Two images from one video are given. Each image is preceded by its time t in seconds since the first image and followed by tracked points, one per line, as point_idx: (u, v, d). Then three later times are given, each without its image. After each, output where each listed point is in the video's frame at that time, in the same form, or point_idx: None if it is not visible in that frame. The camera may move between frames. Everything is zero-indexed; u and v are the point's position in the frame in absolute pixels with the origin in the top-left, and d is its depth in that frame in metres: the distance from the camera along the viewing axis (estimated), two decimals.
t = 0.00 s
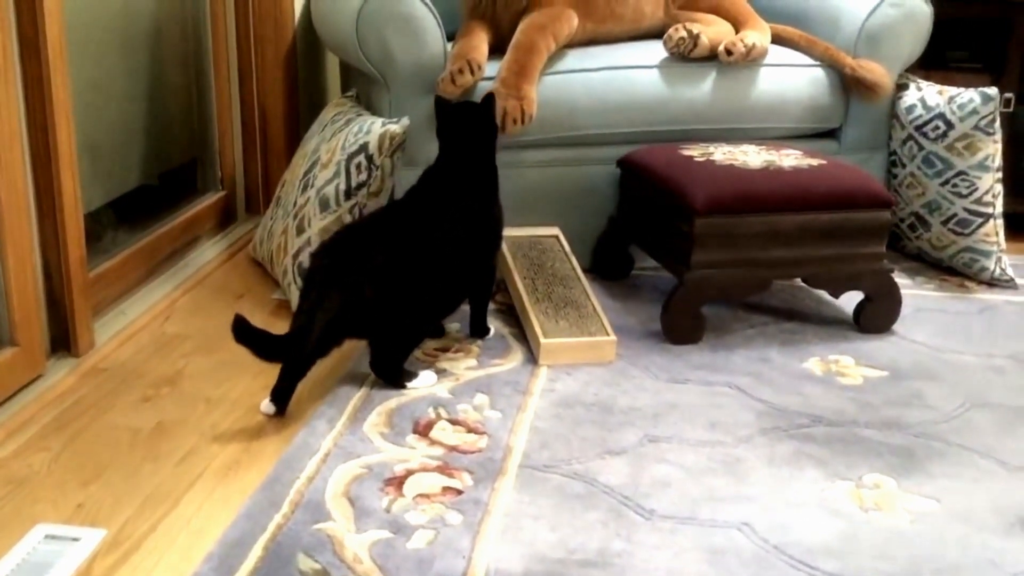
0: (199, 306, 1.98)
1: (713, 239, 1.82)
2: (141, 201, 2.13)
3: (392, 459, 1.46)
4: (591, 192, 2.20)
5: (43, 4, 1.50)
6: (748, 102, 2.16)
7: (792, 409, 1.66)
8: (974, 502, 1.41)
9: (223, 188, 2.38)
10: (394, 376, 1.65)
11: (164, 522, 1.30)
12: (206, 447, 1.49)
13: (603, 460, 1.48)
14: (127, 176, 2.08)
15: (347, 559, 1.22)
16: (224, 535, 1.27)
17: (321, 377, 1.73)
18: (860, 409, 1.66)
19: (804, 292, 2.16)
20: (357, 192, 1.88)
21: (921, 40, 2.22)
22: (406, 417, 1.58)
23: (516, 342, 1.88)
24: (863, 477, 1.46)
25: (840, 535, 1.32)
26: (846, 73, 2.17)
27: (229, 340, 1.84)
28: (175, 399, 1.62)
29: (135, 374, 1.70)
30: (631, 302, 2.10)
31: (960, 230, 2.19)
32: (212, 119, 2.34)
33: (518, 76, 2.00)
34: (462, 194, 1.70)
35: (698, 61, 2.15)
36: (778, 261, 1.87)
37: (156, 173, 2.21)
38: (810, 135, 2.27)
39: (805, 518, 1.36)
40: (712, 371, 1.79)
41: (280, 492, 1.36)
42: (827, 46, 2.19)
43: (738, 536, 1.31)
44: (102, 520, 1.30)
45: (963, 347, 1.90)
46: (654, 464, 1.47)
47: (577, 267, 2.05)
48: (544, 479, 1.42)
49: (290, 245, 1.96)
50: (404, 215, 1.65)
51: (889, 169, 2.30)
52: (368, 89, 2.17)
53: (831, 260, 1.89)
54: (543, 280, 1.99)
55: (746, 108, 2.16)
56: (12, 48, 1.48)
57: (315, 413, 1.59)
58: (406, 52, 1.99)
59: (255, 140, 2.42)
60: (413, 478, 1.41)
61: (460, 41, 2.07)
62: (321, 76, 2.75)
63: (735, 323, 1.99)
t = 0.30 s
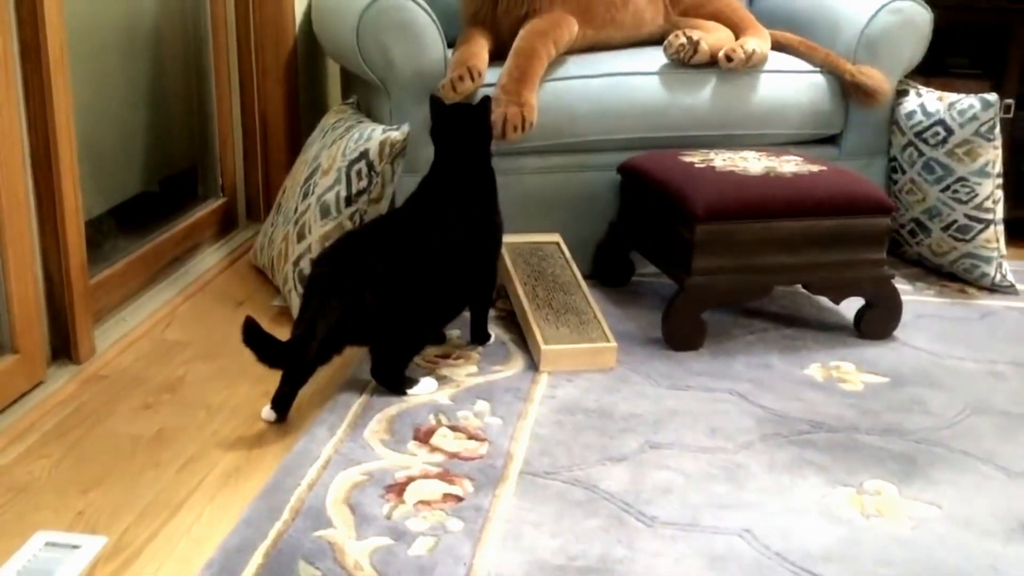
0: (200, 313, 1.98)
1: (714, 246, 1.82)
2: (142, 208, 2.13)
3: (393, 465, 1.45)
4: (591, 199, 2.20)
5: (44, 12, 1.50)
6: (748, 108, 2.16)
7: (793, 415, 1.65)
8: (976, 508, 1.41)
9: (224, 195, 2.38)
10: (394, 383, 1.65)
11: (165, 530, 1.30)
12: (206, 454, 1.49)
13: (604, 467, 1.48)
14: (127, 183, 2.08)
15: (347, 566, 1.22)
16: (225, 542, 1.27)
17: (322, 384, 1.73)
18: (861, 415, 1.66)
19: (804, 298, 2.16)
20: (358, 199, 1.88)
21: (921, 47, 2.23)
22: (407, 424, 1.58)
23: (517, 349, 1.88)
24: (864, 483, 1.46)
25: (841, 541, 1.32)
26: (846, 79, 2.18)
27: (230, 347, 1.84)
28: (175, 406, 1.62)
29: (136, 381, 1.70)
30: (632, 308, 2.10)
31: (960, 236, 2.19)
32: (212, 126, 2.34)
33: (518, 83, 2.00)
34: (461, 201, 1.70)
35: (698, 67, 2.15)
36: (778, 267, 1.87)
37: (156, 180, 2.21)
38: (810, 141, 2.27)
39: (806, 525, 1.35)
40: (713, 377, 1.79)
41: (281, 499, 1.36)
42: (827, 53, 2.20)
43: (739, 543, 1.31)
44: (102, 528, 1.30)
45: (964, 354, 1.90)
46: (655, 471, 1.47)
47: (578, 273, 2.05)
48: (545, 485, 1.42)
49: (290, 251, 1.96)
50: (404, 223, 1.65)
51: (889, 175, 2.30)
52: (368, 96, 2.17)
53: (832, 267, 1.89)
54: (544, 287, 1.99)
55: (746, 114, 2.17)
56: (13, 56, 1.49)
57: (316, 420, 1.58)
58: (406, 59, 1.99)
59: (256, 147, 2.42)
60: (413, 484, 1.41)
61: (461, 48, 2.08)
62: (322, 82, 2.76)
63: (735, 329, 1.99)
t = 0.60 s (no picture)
0: (203, 329, 1.98)
1: (715, 260, 1.83)
2: (145, 226, 2.14)
3: (395, 481, 1.46)
4: (592, 214, 2.21)
5: (48, 32, 1.51)
6: (749, 123, 2.17)
7: (795, 429, 1.65)
8: (979, 523, 1.40)
9: (228, 212, 2.39)
10: (396, 399, 1.65)
11: (167, 547, 1.30)
12: (209, 471, 1.49)
13: (606, 482, 1.48)
14: (130, 200, 2.09)
15: None
16: (227, 559, 1.27)
17: (325, 400, 1.73)
18: (864, 430, 1.66)
19: (805, 312, 2.16)
20: (360, 216, 1.89)
21: (920, 62, 2.24)
22: (409, 439, 1.58)
23: (519, 364, 1.88)
24: (867, 498, 1.46)
25: (844, 556, 1.32)
26: (846, 95, 2.18)
27: (233, 363, 1.85)
28: (178, 423, 1.62)
29: (138, 398, 1.70)
30: (633, 323, 2.11)
31: (961, 250, 2.19)
32: (215, 144, 2.35)
33: (519, 99, 2.01)
34: (463, 217, 1.71)
35: (698, 83, 2.16)
36: (779, 282, 1.87)
37: (158, 198, 2.22)
38: (810, 156, 2.28)
39: (809, 540, 1.35)
40: (715, 392, 1.79)
41: (283, 516, 1.36)
42: (827, 68, 2.21)
43: (742, 558, 1.31)
44: (105, 545, 1.30)
45: (966, 368, 1.90)
46: (658, 486, 1.47)
47: (579, 288, 2.05)
48: (547, 501, 1.42)
49: (293, 268, 1.97)
50: (405, 239, 1.66)
51: (890, 189, 2.31)
52: (371, 113, 2.19)
53: (833, 281, 1.89)
54: (546, 302, 1.99)
55: (747, 129, 2.17)
56: (17, 76, 1.50)
57: (318, 436, 1.59)
58: (408, 76, 2.00)
59: (258, 164, 2.43)
60: (416, 501, 1.41)
61: (462, 66, 2.09)
62: (324, 100, 2.77)
63: (737, 344, 1.99)
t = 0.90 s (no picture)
0: (198, 354, 1.98)
1: (710, 281, 1.83)
2: (142, 250, 2.14)
3: (391, 505, 1.45)
4: (587, 235, 2.21)
5: (43, 59, 1.52)
6: (743, 145, 2.18)
7: (791, 450, 1.65)
8: (977, 542, 1.40)
9: (223, 235, 2.39)
10: (392, 423, 1.65)
11: (162, 572, 1.30)
12: (204, 495, 1.48)
13: (603, 504, 1.47)
14: (126, 224, 2.09)
15: None
16: None
17: (320, 424, 1.72)
18: (860, 450, 1.66)
19: (801, 333, 2.16)
20: (355, 239, 1.89)
21: (912, 83, 2.25)
22: (405, 463, 1.57)
23: (514, 386, 1.88)
24: (864, 518, 1.45)
25: None
26: (839, 116, 2.20)
27: (228, 387, 1.84)
28: (173, 448, 1.62)
29: (133, 423, 1.69)
30: (629, 344, 2.11)
31: (955, 270, 2.20)
32: (210, 168, 2.36)
33: (514, 122, 2.02)
34: (457, 237, 1.70)
35: (691, 105, 2.18)
36: (774, 302, 1.87)
37: (154, 222, 2.22)
38: (804, 177, 2.29)
39: (807, 561, 1.35)
40: (712, 413, 1.79)
41: (279, 540, 1.35)
42: (819, 90, 2.22)
43: None
44: (100, 570, 1.30)
45: (961, 387, 1.90)
46: (655, 508, 1.47)
47: (575, 310, 2.06)
48: (544, 523, 1.42)
49: (288, 291, 1.97)
50: (400, 262, 1.66)
51: (884, 210, 2.32)
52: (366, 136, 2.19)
53: (828, 301, 1.89)
54: (541, 324, 1.99)
55: (741, 151, 2.18)
56: (12, 102, 1.50)
57: (314, 460, 1.58)
58: (403, 100, 2.01)
59: (253, 188, 2.43)
60: (412, 524, 1.40)
61: (456, 89, 2.10)
62: (319, 123, 2.78)
63: (733, 365, 1.99)
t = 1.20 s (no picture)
0: (191, 386, 1.98)
1: (704, 310, 1.84)
2: (137, 281, 2.14)
3: (385, 537, 1.44)
4: (581, 266, 2.22)
5: (39, 93, 1.53)
6: (735, 176, 2.20)
7: (786, 481, 1.65)
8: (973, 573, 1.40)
9: (217, 266, 2.41)
10: (385, 454, 1.65)
11: None
12: (196, 528, 1.47)
13: (597, 536, 1.47)
14: (121, 256, 2.10)
15: None
16: None
17: (313, 456, 1.72)
18: (855, 480, 1.65)
19: (795, 363, 2.17)
20: (350, 270, 1.90)
21: (902, 115, 2.27)
22: (398, 494, 1.57)
23: (509, 417, 1.87)
24: (859, 549, 1.45)
25: None
26: (830, 147, 2.21)
27: (221, 419, 1.84)
28: (166, 480, 1.61)
29: (126, 455, 1.69)
30: (623, 374, 2.11)
31: (947, 299, 2.21)
32: (206, 199, 2.38)
33: (507, 153, 2.04)
34: (451, 269, 1.70)
35: (684, 137, 2.20)
36: (768, 332, 1.88)
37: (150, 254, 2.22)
38: (796, 208, 2.30)
39: None
40: (706, 443, 1.78)
41: (271, 573, 1.34)
42: (810, 122, 2.24)
43: None
44: None
45: (955, 417, 1.90)
46: (649, 539, 1.46)
47: (569, 340, 2.06)
48: (538, 555, 1.41)
49: (282, 322, 1.97)
50: (394, 293, 1.66)
51: (875, 241, 2.33)
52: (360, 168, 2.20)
53: (821, 331, 1.90)
54: (535, 354, 1.99)
55: (733, 182, 2.20)
56: (8, 136, 1.51)
57: (307, 492, 1.58)
58: (398, 132, 2.02)
59: (248, 219, 2.44)
60: (405, 556, 1.39)
61: (450, 121, 2.11)
62: (314, 155, 2.80)
63: (727, 395, 1.99)
